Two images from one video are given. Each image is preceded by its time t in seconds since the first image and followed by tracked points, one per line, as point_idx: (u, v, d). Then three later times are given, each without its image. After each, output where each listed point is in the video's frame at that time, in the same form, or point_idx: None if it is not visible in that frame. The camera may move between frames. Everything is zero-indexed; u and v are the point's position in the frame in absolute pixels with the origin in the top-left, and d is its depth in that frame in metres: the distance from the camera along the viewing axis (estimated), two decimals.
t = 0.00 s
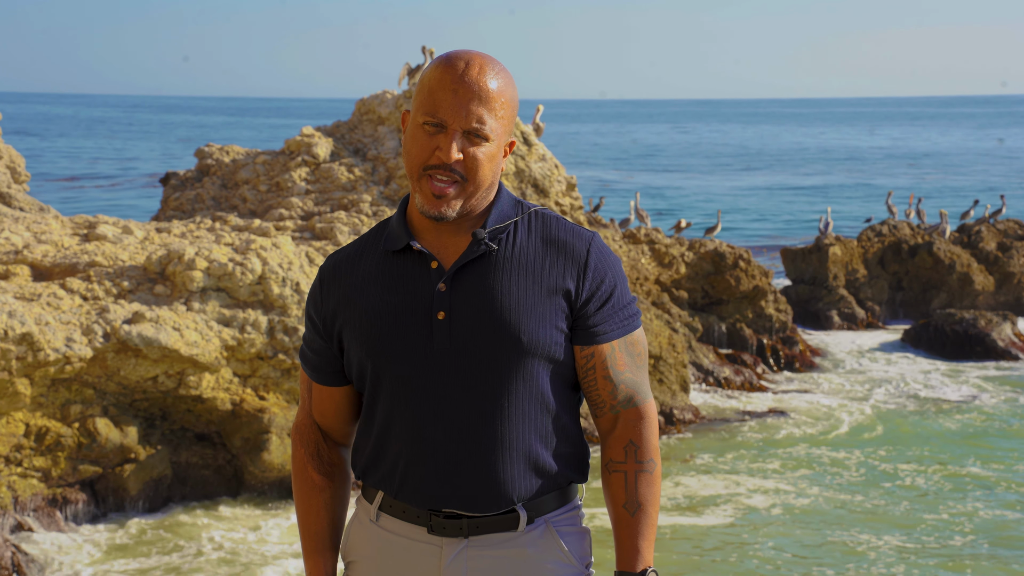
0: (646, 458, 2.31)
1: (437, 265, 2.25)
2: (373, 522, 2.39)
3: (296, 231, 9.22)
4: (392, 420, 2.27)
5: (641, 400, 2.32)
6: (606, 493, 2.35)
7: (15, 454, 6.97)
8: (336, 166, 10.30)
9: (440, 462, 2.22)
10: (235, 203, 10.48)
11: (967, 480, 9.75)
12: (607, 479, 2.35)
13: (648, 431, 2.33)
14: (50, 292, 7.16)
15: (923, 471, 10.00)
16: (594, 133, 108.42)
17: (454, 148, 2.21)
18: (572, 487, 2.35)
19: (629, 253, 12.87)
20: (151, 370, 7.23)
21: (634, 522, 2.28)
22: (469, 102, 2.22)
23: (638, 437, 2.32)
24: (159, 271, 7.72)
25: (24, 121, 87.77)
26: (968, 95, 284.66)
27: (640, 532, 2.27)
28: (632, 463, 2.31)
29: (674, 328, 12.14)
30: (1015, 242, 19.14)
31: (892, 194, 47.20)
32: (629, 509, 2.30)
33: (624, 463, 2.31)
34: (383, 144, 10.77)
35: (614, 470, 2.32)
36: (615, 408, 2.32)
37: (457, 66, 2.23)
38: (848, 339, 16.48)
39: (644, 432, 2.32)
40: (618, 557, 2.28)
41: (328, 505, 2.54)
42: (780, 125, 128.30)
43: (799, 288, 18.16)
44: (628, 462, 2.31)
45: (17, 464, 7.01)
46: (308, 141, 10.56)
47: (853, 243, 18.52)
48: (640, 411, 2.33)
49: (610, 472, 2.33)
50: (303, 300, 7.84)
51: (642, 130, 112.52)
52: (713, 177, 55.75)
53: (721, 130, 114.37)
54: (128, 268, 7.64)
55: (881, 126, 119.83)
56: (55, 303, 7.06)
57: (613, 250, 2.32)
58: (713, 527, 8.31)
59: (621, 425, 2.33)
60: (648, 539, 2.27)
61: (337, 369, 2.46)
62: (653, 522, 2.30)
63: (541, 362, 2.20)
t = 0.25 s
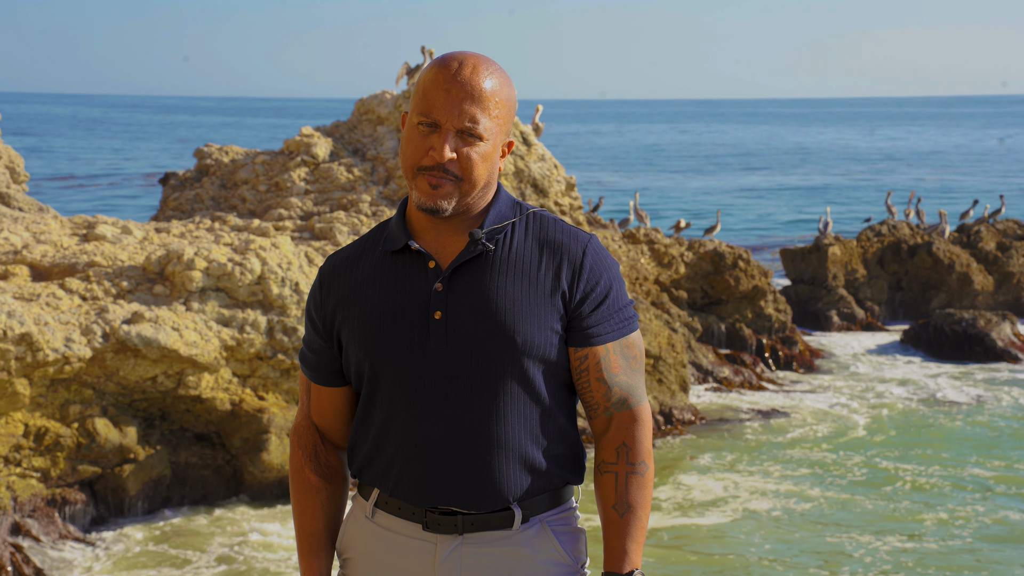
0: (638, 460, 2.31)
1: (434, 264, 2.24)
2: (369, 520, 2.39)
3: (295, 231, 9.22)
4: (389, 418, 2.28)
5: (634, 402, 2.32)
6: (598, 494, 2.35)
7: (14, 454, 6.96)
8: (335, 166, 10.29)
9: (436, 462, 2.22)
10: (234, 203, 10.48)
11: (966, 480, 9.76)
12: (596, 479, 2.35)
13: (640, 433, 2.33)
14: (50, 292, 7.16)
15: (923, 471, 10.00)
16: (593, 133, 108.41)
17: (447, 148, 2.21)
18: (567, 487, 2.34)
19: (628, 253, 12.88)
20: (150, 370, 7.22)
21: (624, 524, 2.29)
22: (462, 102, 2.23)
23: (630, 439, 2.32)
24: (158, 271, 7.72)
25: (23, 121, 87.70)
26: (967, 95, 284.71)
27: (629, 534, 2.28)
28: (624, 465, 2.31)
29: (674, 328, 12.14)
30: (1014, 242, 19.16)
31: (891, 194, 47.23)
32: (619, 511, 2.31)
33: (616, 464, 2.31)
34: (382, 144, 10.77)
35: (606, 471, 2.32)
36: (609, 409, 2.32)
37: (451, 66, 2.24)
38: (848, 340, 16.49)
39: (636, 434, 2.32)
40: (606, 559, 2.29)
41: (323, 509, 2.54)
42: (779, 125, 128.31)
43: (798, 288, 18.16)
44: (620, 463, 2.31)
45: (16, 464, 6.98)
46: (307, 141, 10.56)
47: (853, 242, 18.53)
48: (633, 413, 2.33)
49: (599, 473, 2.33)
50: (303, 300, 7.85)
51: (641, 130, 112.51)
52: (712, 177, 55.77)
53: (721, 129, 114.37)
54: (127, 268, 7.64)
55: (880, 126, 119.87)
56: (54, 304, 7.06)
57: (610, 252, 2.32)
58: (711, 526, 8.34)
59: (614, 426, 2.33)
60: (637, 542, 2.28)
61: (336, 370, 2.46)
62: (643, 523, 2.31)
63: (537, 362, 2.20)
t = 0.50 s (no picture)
0: (640, 458, 2.32)
1: (434, 265, 2.25)
2: (369, 517, 2.39)
3: (295, 231, 9.22)
4: (389, 417, 2.28)
5: (635, 401, 2.32)
6: (599, 493, 2.35)
7: (13, 454, 6.95)
8: (335, 166, 10.29)
9: (436, 461, 2.22)
10: (233, 203, 10.48)
11: (966, 481, 9.77)
12: (599, 478, 2.35)
13: (641, 431, 2.34)
14: (49, 292, 7.16)
15: (922, 472, 9.99)
16: (593, 132, 108.42)
17: (445, 146, 2.21)
18: (566, 485, 2.34)
19: (627, 253, 12.88)
20: (149, 370, 7.23)
21: (627, 522, 2.29)
22: (460, 100, 2.23)
23: (631, 438, 2.33)
24: (157, 271, 7.72)
25: (22, 121, 87.64)
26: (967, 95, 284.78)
27: (632, 532, 2.27)
28: (625, 463, 2.31)
29: (673, 328, 12.14)
30: (1013, 242, 19.18)
31: (890, 194, 47.25)
32: (621, 509, 2.30)
33: (617, 462, 2.32)
34: (382, 144, 10.77)
35: (607, 469, 2.32)
36: (609, 407, 2.32)
37: (446, 64, 2.25)
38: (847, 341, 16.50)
39: (637, 432, 2.33)
40: (609, 556, 2.28)
41: (322, 507, 2.55)
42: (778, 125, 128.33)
43: (798, 288, 18.16)
44: (621, 461, 2.32)
45: (15, 464, 6.98)
46: (307, 141, 10.56)
47: (852, 242, 18.54)
48: (634, 411, 2.33)
49: (602, 471, 2.33)
50: (302, 300, 7.86)
51: (641, 130, 112.49)
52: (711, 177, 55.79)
53: (720, 130, 114.37)
54: (126, 268, 7.64)
55: (880, 126, 119.91)
56: (53, 304, 7.07)
57: (610, 252, 2.32)
58: (716, 529, 8.34)
59: (614, 425, 2.34)
60: (639, 539, 2.27)
61: (336, 369, 2.47)
62: (645, 521, 2.31)
63: (537, 362, 2.21)
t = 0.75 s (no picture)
0: (642, 454, 2.32)
1: (434, 264, 2.25)
2: (367, 514, 2.39)
3: (294, 231, 9.22)
4: (388, 415, 2.28)
5: (637, 398, 2.33)
6: (602, 489, 2.37)
7: (11, 454, 6.94)
8: (333, 165, 10.28)
9: (434, 459, 2.23)
10: (232, 203, 10.47)
11: (965, 481, 9.77)
12: (602, 474, 2.37)
13: (644, 427, 2.34)
14: (47, 292, 7.16)
15: (920, 473, 9.99)
16: (591, 132, 108.42)
17: (440, 139, 2.22)
18: (564, 484, 2.35)
19: (626, 252, 12.89)
20: (148, 370, 7.22)
21: (628, 519, 2.30)
22: (455, 93, 2.24)
23: (634, 434, 2.33)
24: (156, 271, 7.72)
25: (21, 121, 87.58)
26: (966, 95, 284.89)
27: (633, 530, 2.28)
28: (628, 460, 2.33)
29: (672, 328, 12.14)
30: (1011, 242, 19.21)
31: (889, 194, 47.28)
32: (623, 506, 2.32)
33: (620, 458, 2.33)
34: (381, 143, 10.77)
35: (610, 465, 2.34)
36: (608, 404, 2.33)
37: (439, 61, 2.27)
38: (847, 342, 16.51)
39: (639, 428, 2.33)
40: (610, 553, 2.30)
41: (322, 504, 2.55)
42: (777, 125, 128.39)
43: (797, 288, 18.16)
44: (624, 458, 2.33)
45: (13, 464, 6.97)
46: (305, 141, 10.55)
47: (851, 242, 18.55)
48: (636, 408, 2.34)
49: (606, 467, 2.35)
50: (301, 300, 7.86)
51: (640, 130, 112.52)
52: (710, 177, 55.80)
53: (719, 130, 114.41)
54: (125, 268, 7.64)
55: (879, 126, 119.98)
56: (52, 303, 7.07)
57: (609, 251, 2.33)
58: (715, 533, 8.26)
59: (612, 421, 2.34)
60: (640, 536, 2.28)
61: (334, 367, 2.47)
62: (647, 517, 2.32)
63: (536, 361, 2.21)
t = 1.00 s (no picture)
0: (624, 454, 2.32)
1: (442, 275, 2.26)
2: (373, 510, 2.42)
3: (292, 231, 9.22)
4: (397, 425, 2.30)
5: (634, 402, 2.35)
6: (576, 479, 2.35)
7: (9, 454, 6.93)
8: (332, 165, 10.28)
9: (445, 468, 2.25)
10: (231, 203, 10.47)
11: (964, 481, 9.77)
12: (580, 466, 2.36)
13: (632, 428, 2.35)
14: (46, 292, 7.17)
15: (921, 473, 9.98)
16: (590, 133, 108.37)
17: (404, 138, 2.24)
18: (567, 484, 2.38)
19: (624, 253, 12.90)
20: (146, 370, 7.22)
21: (595, 508, 2.27)
22: (413, 92, 2.27)
23: (620, 433, 2.34)
24: (155, 271, 7.72)
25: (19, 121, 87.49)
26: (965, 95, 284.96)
27: (596, 519, 2.25)
28: (608, 454, 2.32)
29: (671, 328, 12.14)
30: (1010, 242, 19.23)
31: (888, 194, 47.29)
32: (591, 495, 2.30)
33: (600, 452, 2.33)
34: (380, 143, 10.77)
35: (589, 457, 2.33)
36: (609, 408, 2.36)
37: (391, 70, 2.31)
38: (846, 343, 16.51)
39: (628, 430, 2.34)
40: (567, 537, 2.26)
41: (321, 489, 2.52)
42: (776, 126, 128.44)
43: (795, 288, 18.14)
44: (605, 453, 2.33)
45: (12, 464, 6.96)
46: (304, 141, 10.54)
47: (850, 242, 18.56)
48: (630, 411, 2.36)
49: (585, 459, 2.34)
50: (300, 299, 7.87)
51: (639, 130, 112.52)
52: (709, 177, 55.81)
53: (718, 130, 114.45)
54: (123, 268, 7.64)
55: (878, 126, 120.03)
56: (50, 303, 7.07)
57: (615, 257, 2.33)
58: (711, 536, 8.20)
59: (611, 425, 2.36)
60: (601, 526, 2.25)
61: (340, 367, 2.49)
62: (615, 513, 2.28)
63: (544, 371, 2.23)
